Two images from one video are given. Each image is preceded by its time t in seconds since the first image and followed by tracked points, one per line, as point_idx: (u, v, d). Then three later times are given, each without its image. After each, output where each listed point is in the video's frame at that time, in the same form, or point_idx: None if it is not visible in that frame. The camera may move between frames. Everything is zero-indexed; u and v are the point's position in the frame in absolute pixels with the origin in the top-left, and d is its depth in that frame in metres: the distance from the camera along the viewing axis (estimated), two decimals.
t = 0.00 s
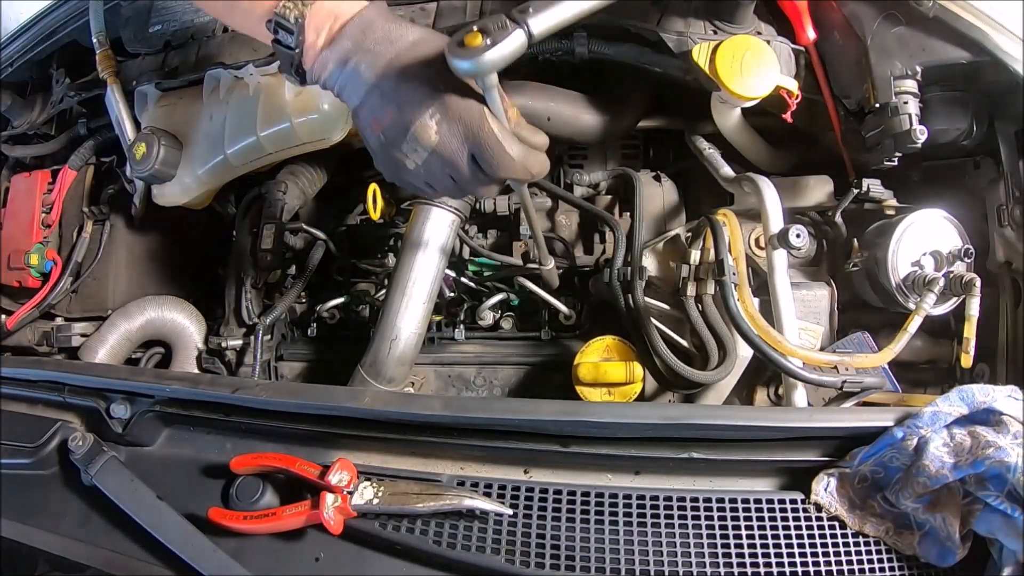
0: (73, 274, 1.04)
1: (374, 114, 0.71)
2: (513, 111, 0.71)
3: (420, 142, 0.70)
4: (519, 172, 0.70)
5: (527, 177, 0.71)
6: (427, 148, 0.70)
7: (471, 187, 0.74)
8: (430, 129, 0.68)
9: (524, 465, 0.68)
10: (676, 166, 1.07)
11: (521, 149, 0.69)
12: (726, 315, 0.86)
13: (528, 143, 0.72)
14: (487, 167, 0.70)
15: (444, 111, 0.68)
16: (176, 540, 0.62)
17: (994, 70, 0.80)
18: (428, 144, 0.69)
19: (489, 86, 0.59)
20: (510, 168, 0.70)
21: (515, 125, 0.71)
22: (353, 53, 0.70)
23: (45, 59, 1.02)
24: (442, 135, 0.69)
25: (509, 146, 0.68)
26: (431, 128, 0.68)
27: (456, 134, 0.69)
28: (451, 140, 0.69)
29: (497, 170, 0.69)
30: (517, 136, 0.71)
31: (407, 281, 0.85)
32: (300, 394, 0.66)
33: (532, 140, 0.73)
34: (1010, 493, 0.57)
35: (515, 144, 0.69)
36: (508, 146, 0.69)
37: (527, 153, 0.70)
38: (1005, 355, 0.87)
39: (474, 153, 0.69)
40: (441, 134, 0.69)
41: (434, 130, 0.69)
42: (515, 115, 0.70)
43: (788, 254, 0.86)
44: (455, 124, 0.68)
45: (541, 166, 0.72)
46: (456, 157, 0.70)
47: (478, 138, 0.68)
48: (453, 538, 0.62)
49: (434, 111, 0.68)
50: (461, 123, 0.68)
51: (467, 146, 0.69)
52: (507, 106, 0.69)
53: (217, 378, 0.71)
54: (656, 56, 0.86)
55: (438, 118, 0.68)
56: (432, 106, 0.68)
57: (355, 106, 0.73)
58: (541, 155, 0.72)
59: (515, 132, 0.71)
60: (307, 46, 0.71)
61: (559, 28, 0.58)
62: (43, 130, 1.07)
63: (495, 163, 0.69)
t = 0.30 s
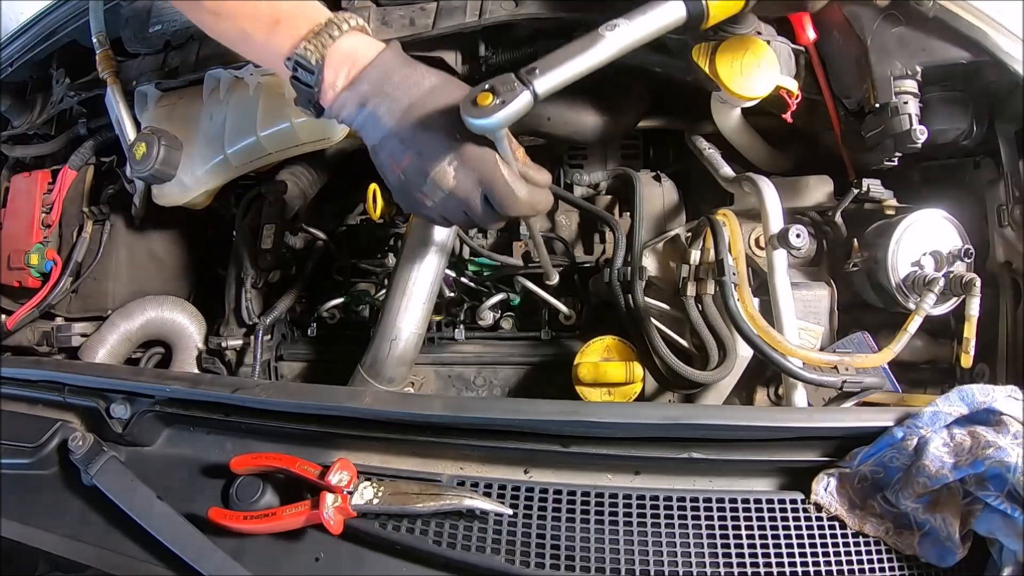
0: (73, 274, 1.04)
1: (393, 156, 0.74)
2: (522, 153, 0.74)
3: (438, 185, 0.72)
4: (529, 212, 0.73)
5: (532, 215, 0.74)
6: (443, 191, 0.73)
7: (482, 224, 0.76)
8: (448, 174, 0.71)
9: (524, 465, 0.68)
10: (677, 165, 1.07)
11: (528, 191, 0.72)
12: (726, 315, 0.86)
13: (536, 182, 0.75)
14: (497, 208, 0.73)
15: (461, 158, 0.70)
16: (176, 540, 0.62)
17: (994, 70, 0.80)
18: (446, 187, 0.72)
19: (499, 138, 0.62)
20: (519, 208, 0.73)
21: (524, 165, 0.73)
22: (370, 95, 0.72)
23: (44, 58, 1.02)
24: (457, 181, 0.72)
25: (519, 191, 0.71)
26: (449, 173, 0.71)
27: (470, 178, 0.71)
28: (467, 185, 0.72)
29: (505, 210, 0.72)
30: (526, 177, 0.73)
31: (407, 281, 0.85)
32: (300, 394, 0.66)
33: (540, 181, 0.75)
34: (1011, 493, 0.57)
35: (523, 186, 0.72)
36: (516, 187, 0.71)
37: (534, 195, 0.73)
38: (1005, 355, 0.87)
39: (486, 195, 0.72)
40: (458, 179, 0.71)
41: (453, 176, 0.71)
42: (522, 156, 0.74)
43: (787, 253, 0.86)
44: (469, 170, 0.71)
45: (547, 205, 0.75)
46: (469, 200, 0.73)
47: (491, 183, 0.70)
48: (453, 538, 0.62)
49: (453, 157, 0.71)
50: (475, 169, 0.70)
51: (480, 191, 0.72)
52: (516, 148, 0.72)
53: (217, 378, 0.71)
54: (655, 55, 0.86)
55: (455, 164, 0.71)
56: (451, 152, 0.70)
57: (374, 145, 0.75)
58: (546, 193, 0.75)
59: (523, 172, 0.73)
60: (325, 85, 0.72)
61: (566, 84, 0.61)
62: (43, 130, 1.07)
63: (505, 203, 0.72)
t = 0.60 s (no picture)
0: (73, 274, 1.04)
1: (369, 147, 0.73)
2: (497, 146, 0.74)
3: (410, 175, 0.72)
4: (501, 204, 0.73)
5: (506, 207, 0.74)
6: (415, 181, 0.72)
7: (456, 216, 0.76)
8: (420, 165, 0.70)
9: (524, 465, 0.68)
10: (677, 165, 1.07)
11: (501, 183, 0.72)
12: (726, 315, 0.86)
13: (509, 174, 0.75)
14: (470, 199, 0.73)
15: (433, 148, 0.69)
16: (177, 540, 0.62)
17: (994, 70, 0.80)
18: (418, 178, 0.71)
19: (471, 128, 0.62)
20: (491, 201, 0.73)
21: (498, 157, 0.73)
22: (350, 88, 0.72)
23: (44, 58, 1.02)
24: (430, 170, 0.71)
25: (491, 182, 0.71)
26: (420, 164, 0.70)
27: (443, 168, 0.70)
28: (440, 175, 0.71)
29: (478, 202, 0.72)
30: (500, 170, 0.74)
31: (406, 281, 0.85)
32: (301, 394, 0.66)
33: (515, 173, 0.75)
34: (1011, 493, 0.57)
35: (495, 177, 0.72)
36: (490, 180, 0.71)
37: (507, 186, 0.73)
38: (1005, 354, 0.87)
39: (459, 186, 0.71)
40: (429, 169, 0.70)
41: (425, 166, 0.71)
42: (497, 149, 0.73)
43: (788, 253, 0.86)
44: (441, 160, 0.70)
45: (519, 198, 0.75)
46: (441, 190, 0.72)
47: (463, 173, 0.70)
48: (453, 538, 0.62)
49: (425, 148, 0.70)
50: (447, 159, 0.70)
51: (453, 181, 0.71)
52: (491, 141, 0.72)
53: (217, 378, 0.71)
54: (656, 55, 0.86)
55: (426, 154, 0.70)
56: (423, 142, 0.70)
57: (351, 136, 0.74)
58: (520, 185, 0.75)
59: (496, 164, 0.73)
60: (308, 78, 0.73)
61: (548, 81, 0.60)
62: (43, 130, 1.07)
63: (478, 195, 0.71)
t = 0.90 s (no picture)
0: (73, 274, 1.04)
1: (394, 174, 0.76)
2: (515, 168, 0.79)
3: (437, 203, 0.75)
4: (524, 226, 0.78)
5: (527, 226, 0.79)
6: (441, 208, 0.75)
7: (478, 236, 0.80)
8: (447, 196, 0.74)
9: (524, 465, 0.68)
10: (677, 165, 1.07)
11: (523, 207, 0.76)
12: (726, 314, 0.86)
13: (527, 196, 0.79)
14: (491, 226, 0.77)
15: (460, 178, 0.73)
16: (177, 540, 0.62)
17: (994, 70, 0.80)
18: (445, 205, 0.75)
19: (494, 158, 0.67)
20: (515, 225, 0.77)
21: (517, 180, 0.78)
22: (375, 117, 0.75)
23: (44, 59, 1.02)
24: (455, 200, 0.74)
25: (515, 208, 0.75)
26: (447, 192, 0.74)
27: (470, 197, 0.74)
28: (466, 203, 0.74)
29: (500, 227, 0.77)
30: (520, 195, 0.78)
31: (407, 281, 0.85)
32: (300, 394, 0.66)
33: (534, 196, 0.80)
34: (1010, 493, 0.57)
35: (517, 202, 0.76)
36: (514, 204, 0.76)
37: (528, 209, 0.78)
38: (1005, 354, 0.87)
39: (483, 213, 0.75)
40: (455, 198, 0.74)
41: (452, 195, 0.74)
42: (516, 173, 0.78)
43: (787, 253, 0.86)
44: (467, 189, 0.73)
45: (536, 219, 0.80)
46: (467, 217, 0.76)
47: (489, 201, 0.73)
48: (453, 538, 0.62)
49: (452, 177, 0.73)
50: (473, 188, 0.73)
51: (477, 210, 0.75)
52: (510, 166, 0.77)
53: (217, 378, 0.71)
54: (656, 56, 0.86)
55: (452, 184, 0.73)
56: (449, 173, 0.73)
57: (377, 161, 0.78)
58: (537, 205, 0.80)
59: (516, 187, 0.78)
60: (332, 106, 0.75)
61: (558, 119, 0.63)
62: (43, 130, 1.07)
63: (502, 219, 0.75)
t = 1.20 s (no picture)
0: (73, 274, 1.04)
1: (409, 195, 0.78)
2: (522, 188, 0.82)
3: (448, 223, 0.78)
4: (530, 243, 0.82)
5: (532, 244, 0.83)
6: (452, 228, 0.78)
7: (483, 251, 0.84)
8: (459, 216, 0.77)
9: (524, 465, 0.68)
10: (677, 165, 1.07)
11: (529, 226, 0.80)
12: (726, 315, 0.86)
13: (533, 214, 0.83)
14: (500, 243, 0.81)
15: (473, 200, 0.76)
16: (177, 540, 0.62)
17: (994, 70, 0.81)
18: (456, 225, 0.78)
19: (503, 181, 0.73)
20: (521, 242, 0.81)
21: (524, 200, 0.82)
22: (390, 139, 0.76)
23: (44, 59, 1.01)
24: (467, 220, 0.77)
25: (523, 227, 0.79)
26: (459, 213, 0.77)
27: (481, 218, 0.77)
28: (478, 223, 0.78)
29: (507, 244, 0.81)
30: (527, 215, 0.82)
31: (406, 281, 0.85)
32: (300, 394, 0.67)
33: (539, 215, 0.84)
34: (1010, 493, 0.57)
35: (524, 220, 0.81)
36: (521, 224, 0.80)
37: (533, 227, 0.82)
38: (1006, 354, 0.87)
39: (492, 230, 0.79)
40: (467, 219, 0.77)
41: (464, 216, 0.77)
42: (523, 193, 0.82)
43: (787, 254, 0.86)
44: (479, 211, 0.77)
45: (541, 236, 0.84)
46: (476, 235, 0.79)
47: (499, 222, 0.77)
48: (453, 538, 0.62)
49: (465, 200, 0.76)
50: (485, 209, 0.77)
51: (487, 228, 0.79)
52: (518, 187, 0.80)
53: (217, 378, 0.71)
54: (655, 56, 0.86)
55: (465, 206, 0.76)
56: (462, 196, 0.76)
57: (388, 180, 0.80)
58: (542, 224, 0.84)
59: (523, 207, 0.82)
60: (347, 126, 0.77)
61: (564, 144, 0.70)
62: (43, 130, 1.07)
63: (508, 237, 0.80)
